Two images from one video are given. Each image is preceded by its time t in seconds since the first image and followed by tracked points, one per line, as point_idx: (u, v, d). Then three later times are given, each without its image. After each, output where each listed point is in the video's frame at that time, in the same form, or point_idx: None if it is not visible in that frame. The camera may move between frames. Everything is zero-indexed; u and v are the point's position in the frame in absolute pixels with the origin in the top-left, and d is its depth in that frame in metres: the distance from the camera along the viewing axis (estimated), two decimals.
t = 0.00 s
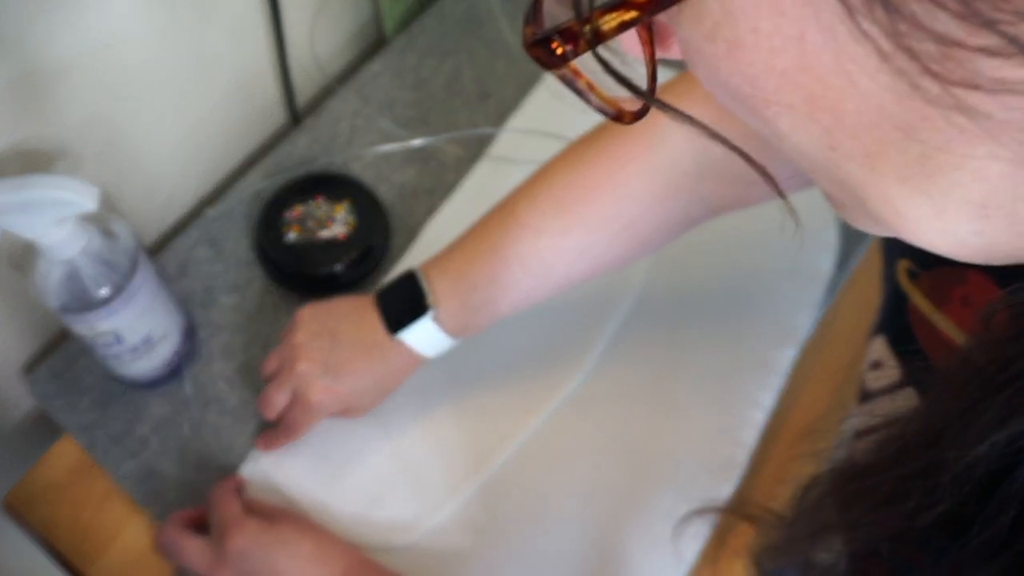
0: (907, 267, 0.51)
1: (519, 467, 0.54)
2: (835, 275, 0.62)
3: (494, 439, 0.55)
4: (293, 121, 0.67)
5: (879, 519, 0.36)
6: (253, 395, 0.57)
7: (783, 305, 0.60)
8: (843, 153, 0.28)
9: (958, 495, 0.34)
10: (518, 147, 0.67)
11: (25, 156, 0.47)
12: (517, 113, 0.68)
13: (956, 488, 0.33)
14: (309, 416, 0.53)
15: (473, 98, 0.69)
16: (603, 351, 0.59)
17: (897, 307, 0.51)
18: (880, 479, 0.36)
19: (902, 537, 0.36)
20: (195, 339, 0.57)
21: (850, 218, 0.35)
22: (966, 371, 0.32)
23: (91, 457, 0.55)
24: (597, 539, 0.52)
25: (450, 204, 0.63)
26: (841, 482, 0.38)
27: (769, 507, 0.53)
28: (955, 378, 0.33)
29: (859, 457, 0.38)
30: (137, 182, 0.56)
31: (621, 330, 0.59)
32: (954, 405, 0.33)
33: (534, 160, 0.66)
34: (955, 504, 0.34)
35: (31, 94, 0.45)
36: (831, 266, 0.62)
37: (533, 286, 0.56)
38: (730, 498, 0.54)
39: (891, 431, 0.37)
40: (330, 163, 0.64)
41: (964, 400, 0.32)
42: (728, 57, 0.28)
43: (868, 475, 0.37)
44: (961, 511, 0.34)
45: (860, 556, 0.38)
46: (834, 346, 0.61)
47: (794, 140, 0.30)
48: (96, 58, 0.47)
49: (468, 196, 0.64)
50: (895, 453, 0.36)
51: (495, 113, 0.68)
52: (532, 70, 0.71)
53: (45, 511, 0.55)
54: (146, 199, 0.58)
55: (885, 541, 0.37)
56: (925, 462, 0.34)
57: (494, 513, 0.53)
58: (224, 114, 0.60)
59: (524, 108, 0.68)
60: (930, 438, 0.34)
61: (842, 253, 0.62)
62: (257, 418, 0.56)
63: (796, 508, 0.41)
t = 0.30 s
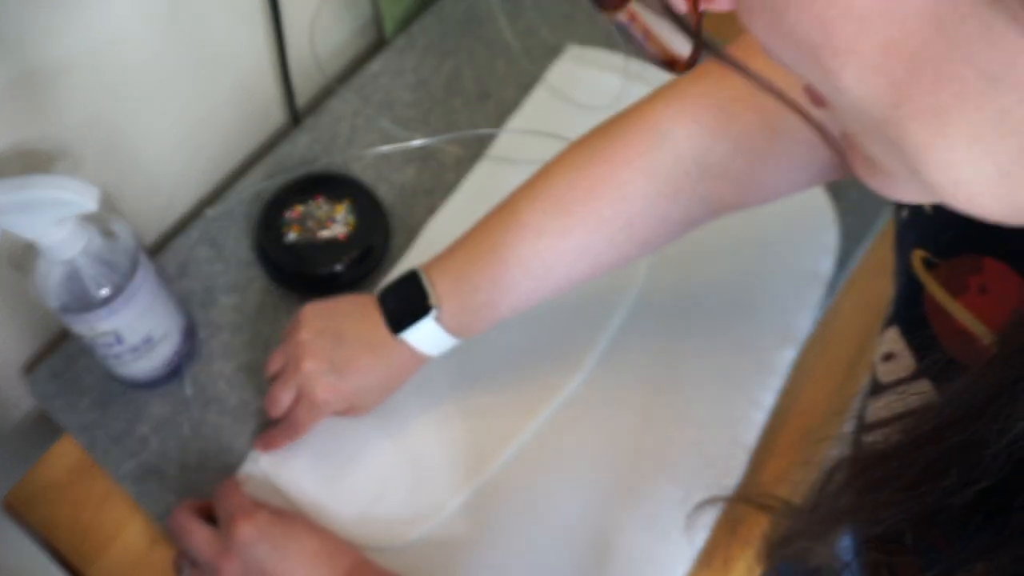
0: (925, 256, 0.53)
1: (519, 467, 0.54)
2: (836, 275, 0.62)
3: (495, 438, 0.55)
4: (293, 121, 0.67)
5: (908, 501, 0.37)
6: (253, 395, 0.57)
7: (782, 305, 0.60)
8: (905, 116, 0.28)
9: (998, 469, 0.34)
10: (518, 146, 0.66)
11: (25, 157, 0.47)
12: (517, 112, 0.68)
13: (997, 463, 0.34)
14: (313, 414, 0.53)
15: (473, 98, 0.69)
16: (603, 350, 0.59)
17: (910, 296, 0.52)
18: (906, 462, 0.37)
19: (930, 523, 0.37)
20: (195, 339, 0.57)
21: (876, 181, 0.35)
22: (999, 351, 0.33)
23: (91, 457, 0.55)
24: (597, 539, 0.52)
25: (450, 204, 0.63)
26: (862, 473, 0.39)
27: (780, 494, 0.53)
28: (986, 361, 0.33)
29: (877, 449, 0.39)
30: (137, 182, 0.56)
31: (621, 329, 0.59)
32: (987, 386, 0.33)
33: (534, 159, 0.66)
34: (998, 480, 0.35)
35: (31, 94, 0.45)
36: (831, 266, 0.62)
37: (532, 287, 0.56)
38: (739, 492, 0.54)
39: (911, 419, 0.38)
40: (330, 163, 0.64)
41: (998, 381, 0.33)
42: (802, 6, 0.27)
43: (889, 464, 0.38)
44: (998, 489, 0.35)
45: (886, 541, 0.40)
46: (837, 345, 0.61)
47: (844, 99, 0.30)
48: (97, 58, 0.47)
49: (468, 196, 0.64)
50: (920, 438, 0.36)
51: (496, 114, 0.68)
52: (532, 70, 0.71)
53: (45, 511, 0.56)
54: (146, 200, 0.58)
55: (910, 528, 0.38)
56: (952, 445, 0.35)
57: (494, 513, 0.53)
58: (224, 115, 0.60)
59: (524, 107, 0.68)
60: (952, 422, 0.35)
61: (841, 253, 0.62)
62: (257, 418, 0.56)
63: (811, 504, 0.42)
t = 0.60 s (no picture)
0: (936, 247, 0.48)
1: (519, 467, 0.54)
2: (836, 275, 0.62)
3: (495, 439, 0.55)
4: (293, 121, 0.67)
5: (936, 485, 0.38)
6: (253, 395, 0.57)
7: (782, 305, 0.60)
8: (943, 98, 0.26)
9: None
10: (518, 147, 0.66)
11: (25, 157, 0.47)
12: (517, 112, 0.67)
13: None
14: (313, 419, 0.54)
15: (473, 98, 0.69)
16: (604, 350, 0.59)
17: (921, 287, 0.47)
18: (942, 445, 0.37)
19: (958, 516, 0.38)
20: (195, 340, 0.57)
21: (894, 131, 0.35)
22: None
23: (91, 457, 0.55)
24: (598, 540, 0.52)
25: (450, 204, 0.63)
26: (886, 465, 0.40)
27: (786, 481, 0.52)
28: None
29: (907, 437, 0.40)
30: (136, 182, 0.55)
31: (621, 329, 0.60)
32: None
33: (534, 159, 0.66)
34: None
35: (30, 94, 0.45)
36: (832, 266, 0.62)
37: (530, 287, 0.56)
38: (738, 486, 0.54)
39: (939, 407, 0.39)
40: (330, 163, 0.65)
41: None
42: None
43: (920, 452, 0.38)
44: None
45: (906, 536, 0.39)
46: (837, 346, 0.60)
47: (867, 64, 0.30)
48: (98, 57, 0.47)
49: (468, 196, 0.64)
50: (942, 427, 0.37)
51: (496, 114, 0.68)
52: (532, 70, 0.71)
53: (45, 511, 0.53)
54: (145, 200, 0.58)
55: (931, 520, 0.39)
56: (975, 434, 0.36)
57: (495, 513, 0.53)
58: (224, 115, 0.60)
59: (524, 107, 0.68)
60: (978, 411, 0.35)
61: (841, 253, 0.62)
62: (257, 418, 0.56)
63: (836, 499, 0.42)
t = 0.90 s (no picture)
0: (938, 244, 0.46)
1: (519, 466, 0.54)
2: (836, 275, 0.62)
3: (495, 437, 0.55)
4: (293, 121, 0.67)
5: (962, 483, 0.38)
6: (252, 395, 0.57)
7: (782, 306, 0.60)
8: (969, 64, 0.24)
9: None
10: (518, 147, 0.66)
11: (25, 157, 0.47)
12: (517, 112, 0.67)
13: None
14: (310, 418, 0.54)
15: (473, 98, 0.69)
16: (604, 350, 0.59)
17: (923, 287, 0.46)
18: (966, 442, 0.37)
19: (983, 512, 0.38)
20: (195, 340, 0.58)
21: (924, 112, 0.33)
22: None
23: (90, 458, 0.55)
24: (598, 539, 0.52)
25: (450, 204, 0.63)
26: (903, 465, 0.40)
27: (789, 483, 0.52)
28: None
29: (921, 434, 0.40)
30: (135, 182, 0.55)
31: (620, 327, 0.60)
32: None
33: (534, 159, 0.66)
34: None
35: (30, 93, 0.45)
36: (832, 266, 0.62)
37: (529, 286, 0.56)
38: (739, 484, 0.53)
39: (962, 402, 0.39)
40: (330, 163, 0.65)
41: None
42: None
43: (939, 449, 0.38)
44: None
45: (924, 531, 0.39)
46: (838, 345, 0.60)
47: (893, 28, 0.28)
48: (98, 56, 0.47)
49: (468, 196, 0.64)
50: (968, 426, 0.37)
51: (496, 114, 0.68)
52: (531, 70, 0.71)
53: (45, 511, 0.52)
54: (145, 200, 0.58)
55: (950, 517, 0.39)
56: (1003, 432, 0.36)
57: (496, 513, 0.53)
58: (224, 114, 0.60)
59: (524, 107, 0.68)
60: (1008, 408, 0.36)
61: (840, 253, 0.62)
62: (257, 418, 0.56)
63: (852, 501, 0.43)
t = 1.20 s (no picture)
0: (945, 249, 0.44)
1: (519, 466, 0.54)
2: (836, 275, 0.62)
3: (496, 437, 0.55)
4: (293, 122, 0.67)
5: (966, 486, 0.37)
6: (252, 394, 0.57)
7: (782, 306, 0.60)
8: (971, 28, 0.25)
9: None
10: (518, 147, 0.66)
11: (25, 157, 0.47)
12: (518, 111, 0.68)
13: None
14: (310, 417, 0.54)
15: (473, 98, 0.69)
16: (604, 350, 0.59)
17: (929, 292, 0.45)
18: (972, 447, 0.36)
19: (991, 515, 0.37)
20: (195, 339, 0.58)
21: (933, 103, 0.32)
22: None
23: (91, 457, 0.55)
24: (598, 540, 0.52)
25: (450, 203, 0.63)
26: (909, 467, 0.38)
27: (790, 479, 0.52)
28: None
29: (928, 438, 0.38)
30: (136, 182, 0.56)
31: (621, 328, 0.60)
32: None
33: (535, 158, 0.66)
34: None
35: (30, 94, 0.45)
36: (832, 265, 0.62)
37: (528, 288, 0.56)
38: (741, 485, 0.54)
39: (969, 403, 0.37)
40: (330, 163, 0.65)
41: None
42: None
43: (947, 452, 0.37)
44: None
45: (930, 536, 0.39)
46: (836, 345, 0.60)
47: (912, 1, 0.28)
48: (98, 57, 0.47)
49: (469, 195, 0.64)
50: (975, 427, 0.36)
51: (496, 114, 0.68)
52: (531, 70, 0.71)
53: (45, 511, 0.53)
54: (145, 200, 0.58)
55: (955, 521, 0.38)
56: (1011, 434, 0.35)
57: (495, 513, 0.53)
58: (224, 115, 0.60)
59: (525, 105, 0.68)
60: (1015, 410, 0.35)
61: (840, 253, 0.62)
62: (257, 418, 0.56)
63: (853, 504, 0.41)
